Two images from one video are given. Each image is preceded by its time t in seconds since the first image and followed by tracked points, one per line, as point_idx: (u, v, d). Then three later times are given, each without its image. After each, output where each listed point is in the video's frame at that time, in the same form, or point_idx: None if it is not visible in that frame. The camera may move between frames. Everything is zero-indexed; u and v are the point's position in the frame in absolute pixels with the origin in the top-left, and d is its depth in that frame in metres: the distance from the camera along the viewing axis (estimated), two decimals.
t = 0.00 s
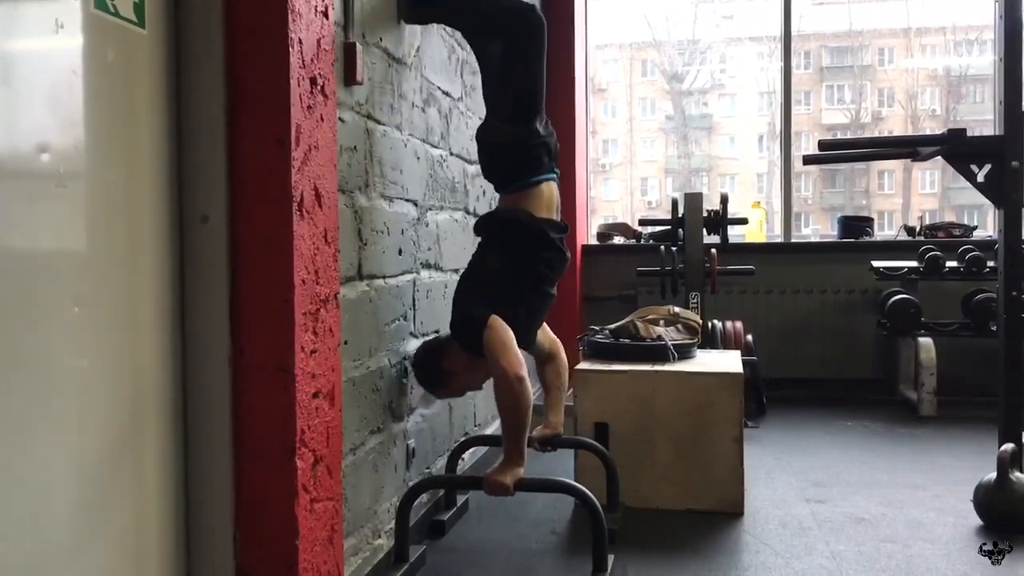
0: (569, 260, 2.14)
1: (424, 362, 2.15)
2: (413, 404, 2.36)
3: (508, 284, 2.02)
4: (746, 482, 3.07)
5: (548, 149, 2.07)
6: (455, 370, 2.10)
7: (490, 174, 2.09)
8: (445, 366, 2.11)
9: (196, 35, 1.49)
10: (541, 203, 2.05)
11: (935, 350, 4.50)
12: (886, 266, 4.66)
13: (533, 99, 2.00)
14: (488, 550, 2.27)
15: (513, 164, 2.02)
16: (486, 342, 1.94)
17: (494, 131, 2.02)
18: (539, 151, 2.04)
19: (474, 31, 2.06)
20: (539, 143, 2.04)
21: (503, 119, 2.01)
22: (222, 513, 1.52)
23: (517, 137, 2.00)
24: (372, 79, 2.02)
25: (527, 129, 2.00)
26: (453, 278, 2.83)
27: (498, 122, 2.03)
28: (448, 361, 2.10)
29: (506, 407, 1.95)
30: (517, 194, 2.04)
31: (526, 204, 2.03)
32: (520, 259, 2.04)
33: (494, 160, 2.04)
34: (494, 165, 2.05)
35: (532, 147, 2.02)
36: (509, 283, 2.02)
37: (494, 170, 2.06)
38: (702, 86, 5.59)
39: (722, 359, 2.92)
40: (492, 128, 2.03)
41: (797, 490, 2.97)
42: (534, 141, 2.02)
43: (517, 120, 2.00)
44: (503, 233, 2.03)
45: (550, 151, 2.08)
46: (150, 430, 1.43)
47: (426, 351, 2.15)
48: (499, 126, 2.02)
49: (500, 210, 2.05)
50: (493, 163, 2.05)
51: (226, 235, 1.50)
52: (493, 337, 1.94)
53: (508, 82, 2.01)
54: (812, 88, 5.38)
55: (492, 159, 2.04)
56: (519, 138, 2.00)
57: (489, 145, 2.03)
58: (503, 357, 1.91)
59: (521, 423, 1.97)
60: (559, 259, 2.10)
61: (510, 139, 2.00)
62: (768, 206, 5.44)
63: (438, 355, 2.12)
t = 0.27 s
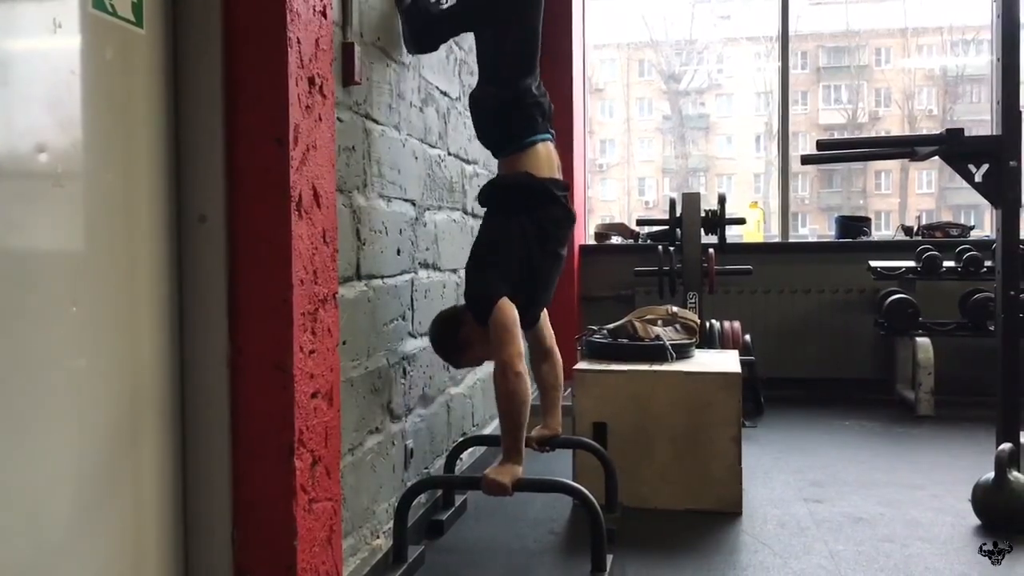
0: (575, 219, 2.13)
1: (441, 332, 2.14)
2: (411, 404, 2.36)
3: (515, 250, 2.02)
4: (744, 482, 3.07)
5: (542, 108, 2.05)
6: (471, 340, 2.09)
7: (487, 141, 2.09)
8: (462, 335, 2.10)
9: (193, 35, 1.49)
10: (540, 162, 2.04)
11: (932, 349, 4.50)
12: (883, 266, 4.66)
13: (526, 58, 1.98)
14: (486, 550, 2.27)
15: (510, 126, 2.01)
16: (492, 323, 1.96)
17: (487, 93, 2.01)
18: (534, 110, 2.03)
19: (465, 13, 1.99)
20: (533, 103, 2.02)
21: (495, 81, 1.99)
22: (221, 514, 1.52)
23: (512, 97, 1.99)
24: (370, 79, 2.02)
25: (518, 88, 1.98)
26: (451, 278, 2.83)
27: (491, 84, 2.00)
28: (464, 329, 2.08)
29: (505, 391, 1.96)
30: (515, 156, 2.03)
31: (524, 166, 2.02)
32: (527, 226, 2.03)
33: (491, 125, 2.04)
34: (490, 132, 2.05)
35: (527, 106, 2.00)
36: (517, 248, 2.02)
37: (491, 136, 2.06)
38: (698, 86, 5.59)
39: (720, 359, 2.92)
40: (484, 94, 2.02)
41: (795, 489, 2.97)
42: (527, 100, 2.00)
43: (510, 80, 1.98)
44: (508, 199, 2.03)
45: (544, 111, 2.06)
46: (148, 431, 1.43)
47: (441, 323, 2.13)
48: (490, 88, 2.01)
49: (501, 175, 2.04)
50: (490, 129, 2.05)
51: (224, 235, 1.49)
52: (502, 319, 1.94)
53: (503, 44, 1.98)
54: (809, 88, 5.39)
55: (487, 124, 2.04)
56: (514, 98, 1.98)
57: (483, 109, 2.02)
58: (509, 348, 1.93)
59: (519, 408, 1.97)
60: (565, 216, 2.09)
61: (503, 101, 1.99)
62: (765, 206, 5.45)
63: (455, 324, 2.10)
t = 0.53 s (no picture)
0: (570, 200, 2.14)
1: (459, 322, 2.13)
2: (409, 405, 2.36)
3: (523, 241, 2.00)
4: (742, 482, 3.07)
5: (528, 95, 2.09)
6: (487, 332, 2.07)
7: (477, 133, 2.13)
8: (479, 325, 2.08)
9: (191, 35, 1.49)
10: (529, 149, 2.07)
11: (929, 350, 4.51)
12: (881, 267, 4.67)
13: (512, 47, 2.02)
14: (484, 551, 2.27)
15: (497, 116, 2.06)
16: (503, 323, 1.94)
17: (474, 85, 2.06)
18: (520, 98, 2.07)
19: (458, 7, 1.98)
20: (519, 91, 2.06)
21: (479, 74, 2.04)
22: (219, 515, 1.52)
23: (498, 87, 2.03)
24: (368, 81, 2.02)
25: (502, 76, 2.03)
26: (449, 279, 2.83)
27: (478, 76, 2.05)
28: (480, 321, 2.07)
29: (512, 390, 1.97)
30: (506, 145, 2.06)
31: (514, 155, 2.05)
32: (527, 212, 2.02)
33: (480, 116, 2.08)
34: (479, 126, 2.10)
35: (513, 94, 2.05)
36: (523, 239, 2.00)
37: (481, 127, 2.10)
38: (696, 87, 5.60)
39: (717, 360, 2.93)
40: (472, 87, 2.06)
41: (793, 490, 2.98)
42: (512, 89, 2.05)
43: (496, 70, 2.03)
44: (504, 188, 2.05)
45: (531, 99, 2.10)
46: (145, 432, 1.43)
47: (457, 317, 2.12)
48: (475, 80, 2.05)
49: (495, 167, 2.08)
50: (480, 120, 2.09)
51: (222, 236, 1.50)
52: (513, 316, 1.93)
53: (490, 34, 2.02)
54: (806, 88, 5.39)
55: (476, 115, 2.09)
56: (499, 87, 2.03)
57: (471, 101, 2.08)
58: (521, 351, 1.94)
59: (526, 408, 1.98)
60: (561, 197, 2.10)
61: (488, 91, 2.04)
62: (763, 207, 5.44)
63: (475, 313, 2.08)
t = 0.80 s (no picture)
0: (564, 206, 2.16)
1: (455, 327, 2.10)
2: (407, 409, 2.37)
3: (516, 252, 2.01)
4: (738, 486, 3.08)
5: (520, 104, 2.13)
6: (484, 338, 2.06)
7: (470, 141, 2.18)
8: (474, 332, 2.07)
9: (188, 41, 1.49)
10: (520, 155, 2.11)
11: (926, 353, 4.52)
12: (877, 270, 4.69)
13: (499, 56, 2.06)
14: (481, 555, 2.28)
15: (489, 123, 2.10)
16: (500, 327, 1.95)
17: (464, 96, 2.10)
18: (511, 107, 2.11)
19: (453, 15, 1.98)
20: (509, 99, 2.10)
21: (472, 83, 2.09)
22: (217, 521, 1.52)
23: (486, 97, 2.07)
24: (366, 87, 2.03)
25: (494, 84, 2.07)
26: (446, 283, 2.83)
27: (467, 85, 2.10)
28: (478, 327, 2.06)
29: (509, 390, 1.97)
30: (495, 153, 2.11)
31: (504, 161, 2.10)
32: (519, 218, 2.04)
33: (470, 125, 2.13)
34: (471, 133, 2.14)
35: (504, 103, 2.09)
36: (517, 248, 2.01)
37: (472, 136, 2.15)
38: (693, 88, 5.61)
39: (714, 363, 2.94)
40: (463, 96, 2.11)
41: (789, 493, 2.98)
42: (504, 98, 2.09)
43: (484, 80, 2.07)
44: (496, 195, 2.07)
45: (522, 108, 2.14)
46: (143, 439, 1.43)
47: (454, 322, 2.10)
48: (467, 87, 2.10)
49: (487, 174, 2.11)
50: (471, 129, 2.13)
51: (220, 243, 1.50)
52: (508, 322, 1.95)
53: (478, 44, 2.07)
54: (804, 90, 5.40)
55: (467, 126, 2.13)
56: (487, 97, 2.07)
57: (461, 112, 2.12)
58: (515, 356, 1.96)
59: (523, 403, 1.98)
60: (555, 206, 2.11)
61: (481, 100, 2.08)
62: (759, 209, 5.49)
63: (468, 324, 2.07)
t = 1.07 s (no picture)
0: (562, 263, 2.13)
1: (444, 368, 2.12)
2: (407, 423, 2.38)
3: (510, 296, 2.00)
4: (736, 497, 3.09)
5: (525, 154, 2.07)
6: (472, 384, 2.07)
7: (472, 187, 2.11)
8: (463, 376, 2.07)
9: (191, 64, 1.51)
10: (526, 208, 2.05)
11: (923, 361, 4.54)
12: (874, 278, 4.70)
13: (509, 106, 2.02)
14: (481, 570, 2.29)
15: (495, 173, 2.03)
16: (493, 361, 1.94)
17: (472, 141, 2.04)
18: (518, 157, 2.05)
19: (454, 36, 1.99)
20: (516, 151, 2.04)
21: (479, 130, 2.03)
22: (219, 541, 1.53)
23: (495, 146, 2.01)
24: (366, 105, 2.04)
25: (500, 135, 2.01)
26: (446, 296, 2.84)
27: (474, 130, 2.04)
28: (467, 373, 2.06)
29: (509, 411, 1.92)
30: (500, 203, 2.04)
31: (509, 214, 2.04)
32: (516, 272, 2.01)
33: (475, 172, 2.06)
34: (476, 178, 2.06)
35: (512, 154, 2.03)
36: (511, 291, 2.00)
37: (476, 183, 2.08)
38: (690, 89, 5.63)
39: (712, 376, 2.95)
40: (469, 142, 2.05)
41: (787, 505, 2.99)
42: (510, 149, 2.03)
43: (493, 129, 2.02)
44: (494, 249, 2.04)
45: (528, 157, 2.08)
46: (147, 461, 1.44)
47: (443, 363, 2.12)
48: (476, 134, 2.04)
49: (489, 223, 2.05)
50: (475, 177, 2.06)
51: (222, 265, 1.51)
52: (498, 356, 1.93)
53: (490, 89, 2.02)
54: (801, 91, 5.43)
55: (471, 172, 2.06)
56: (496, 147, 2.01)
57: (468, 157, 2.05)
58: (505, 377, 1.91)
59: (523, 424, 1.93)
60: (552, 262, 2.08)
61: (487, 149, 2.02)
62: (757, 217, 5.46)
63: (455, 369, 2.08)
